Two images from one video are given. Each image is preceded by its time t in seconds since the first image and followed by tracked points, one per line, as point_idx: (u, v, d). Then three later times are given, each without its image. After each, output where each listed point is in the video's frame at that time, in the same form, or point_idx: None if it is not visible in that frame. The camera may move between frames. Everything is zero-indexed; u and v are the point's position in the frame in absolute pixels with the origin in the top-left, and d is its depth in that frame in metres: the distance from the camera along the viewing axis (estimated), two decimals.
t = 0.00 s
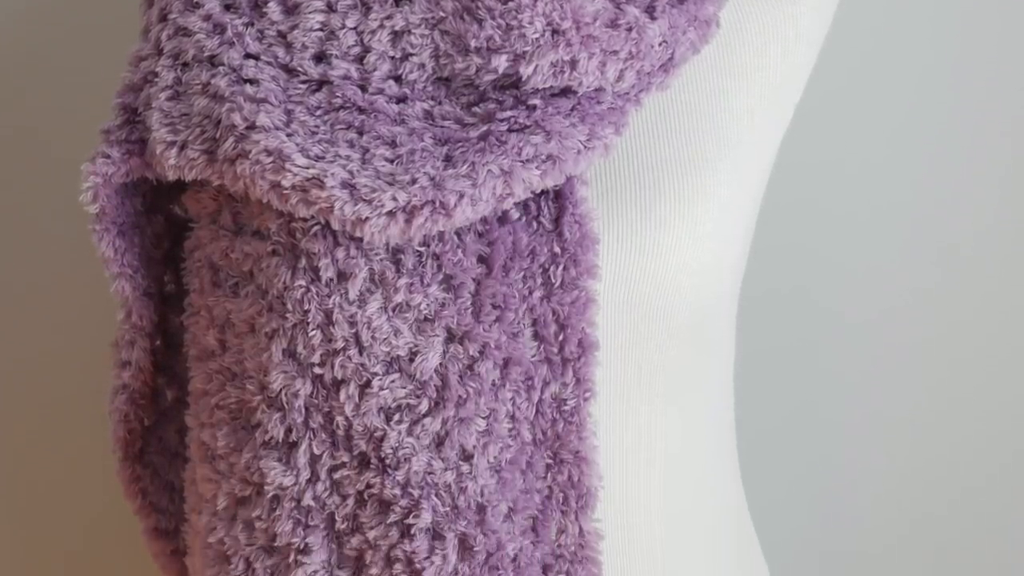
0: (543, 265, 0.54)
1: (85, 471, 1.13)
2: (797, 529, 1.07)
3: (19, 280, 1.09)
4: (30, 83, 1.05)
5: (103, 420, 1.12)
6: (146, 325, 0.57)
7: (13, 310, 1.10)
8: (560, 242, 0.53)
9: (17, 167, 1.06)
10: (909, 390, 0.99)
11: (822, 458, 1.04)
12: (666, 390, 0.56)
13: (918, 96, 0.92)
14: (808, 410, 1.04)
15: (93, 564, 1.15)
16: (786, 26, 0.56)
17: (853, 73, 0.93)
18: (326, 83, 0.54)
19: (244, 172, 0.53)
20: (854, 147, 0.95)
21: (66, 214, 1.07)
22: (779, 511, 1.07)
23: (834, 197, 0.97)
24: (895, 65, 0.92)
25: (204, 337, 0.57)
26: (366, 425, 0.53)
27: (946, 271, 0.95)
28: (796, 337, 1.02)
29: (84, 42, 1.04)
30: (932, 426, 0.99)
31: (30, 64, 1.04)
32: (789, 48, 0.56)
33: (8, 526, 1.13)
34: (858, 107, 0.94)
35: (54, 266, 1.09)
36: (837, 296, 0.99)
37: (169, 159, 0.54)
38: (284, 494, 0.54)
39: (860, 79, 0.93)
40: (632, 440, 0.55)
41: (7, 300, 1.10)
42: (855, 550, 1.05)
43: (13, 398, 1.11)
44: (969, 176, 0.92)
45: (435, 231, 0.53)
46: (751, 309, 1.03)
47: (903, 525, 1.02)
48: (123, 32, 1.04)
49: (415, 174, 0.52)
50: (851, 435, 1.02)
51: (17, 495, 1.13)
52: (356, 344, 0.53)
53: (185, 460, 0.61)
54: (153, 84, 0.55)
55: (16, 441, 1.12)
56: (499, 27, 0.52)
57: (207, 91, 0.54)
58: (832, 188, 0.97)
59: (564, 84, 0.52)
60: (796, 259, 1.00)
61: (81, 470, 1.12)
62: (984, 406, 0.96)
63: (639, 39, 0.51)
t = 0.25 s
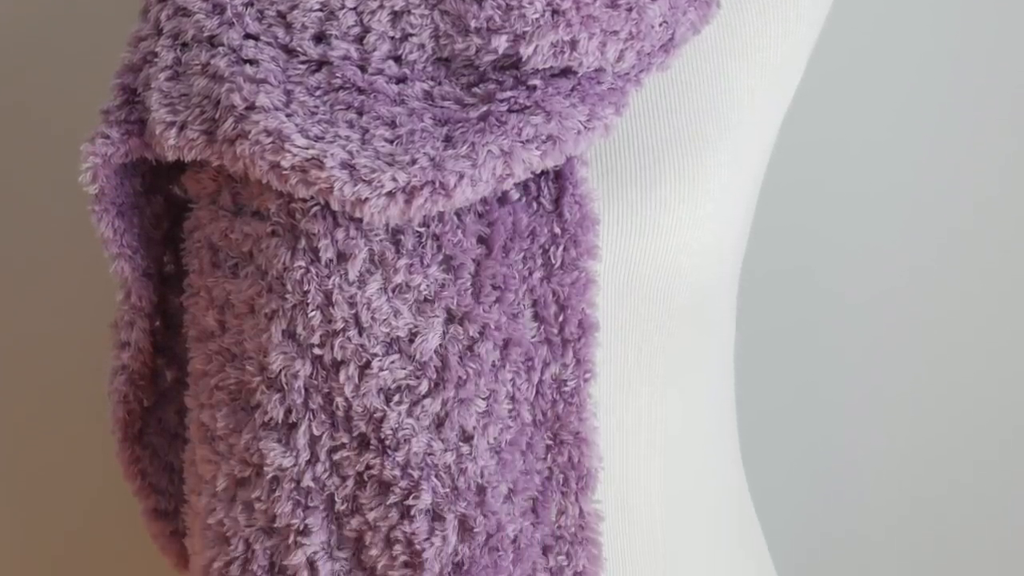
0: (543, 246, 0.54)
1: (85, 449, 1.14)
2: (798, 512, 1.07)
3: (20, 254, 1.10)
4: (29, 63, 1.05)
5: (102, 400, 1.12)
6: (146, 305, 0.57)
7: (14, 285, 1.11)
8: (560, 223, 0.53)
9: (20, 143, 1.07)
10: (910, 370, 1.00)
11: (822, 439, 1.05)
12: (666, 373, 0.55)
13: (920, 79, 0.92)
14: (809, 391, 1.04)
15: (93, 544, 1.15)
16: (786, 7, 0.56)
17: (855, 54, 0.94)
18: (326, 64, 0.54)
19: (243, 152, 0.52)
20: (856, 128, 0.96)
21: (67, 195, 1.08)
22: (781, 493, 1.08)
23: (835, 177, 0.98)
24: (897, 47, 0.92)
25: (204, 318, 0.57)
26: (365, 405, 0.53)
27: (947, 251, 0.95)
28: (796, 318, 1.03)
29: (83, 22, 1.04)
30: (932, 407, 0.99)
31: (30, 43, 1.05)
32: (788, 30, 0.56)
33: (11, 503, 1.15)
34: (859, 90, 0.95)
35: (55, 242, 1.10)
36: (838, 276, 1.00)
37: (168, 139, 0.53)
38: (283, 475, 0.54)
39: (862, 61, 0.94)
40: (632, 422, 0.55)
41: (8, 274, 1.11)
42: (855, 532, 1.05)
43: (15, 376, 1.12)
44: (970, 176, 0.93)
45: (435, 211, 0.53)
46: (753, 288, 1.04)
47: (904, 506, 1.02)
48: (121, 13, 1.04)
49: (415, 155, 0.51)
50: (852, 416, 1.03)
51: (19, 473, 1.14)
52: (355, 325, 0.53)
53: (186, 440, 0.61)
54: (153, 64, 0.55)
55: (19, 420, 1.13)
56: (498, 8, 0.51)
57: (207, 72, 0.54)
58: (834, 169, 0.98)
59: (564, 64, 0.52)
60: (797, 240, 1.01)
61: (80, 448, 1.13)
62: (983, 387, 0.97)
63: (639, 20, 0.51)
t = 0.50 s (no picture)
0: (543, 226, 0.54)
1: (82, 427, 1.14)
2: (799, 494, 1.07)
3: (19, 230, 1.10)
4: (30, 43, 1.05)
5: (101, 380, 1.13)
6: (146, 286, 0.57)
7: (13, 263, 1.10)
8: (560, 203, 0.53)
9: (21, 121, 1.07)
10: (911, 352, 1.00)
11: (822, 421, 1.05)
12: (666, 355, 0.55)
13: (923, 61, 0.92)
14: (807, 372, 1.04)
15: (93, 525, 1.16)
16: None
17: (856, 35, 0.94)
18: (326, 44, 0.53)
19: (243, 132, 0.52)
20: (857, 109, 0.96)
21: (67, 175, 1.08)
22: (780, 475, 1.08)
23: (837, 159, 0.98)
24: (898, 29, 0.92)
25: (203, 299, 0.57)
26: (365, 386, 0.53)
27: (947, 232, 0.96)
28: (796, 301, 1.03)
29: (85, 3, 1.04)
30: (933, 389, 1.00)
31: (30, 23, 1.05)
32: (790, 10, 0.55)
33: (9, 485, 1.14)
34: (861, 69, 0.94)
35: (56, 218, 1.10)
36: (838, 259, 1.00)
37: (168, 119, 0.53)
38: (283, 457, 0.54)
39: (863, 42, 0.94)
40: (632, 404, 0.55)
41: (7, 250, 1.10)
42: (855, 514, 1.05)
43: (12, 353, 1.12)
44: (970, 161, 0.93)
45: (434, 192, 0.53)
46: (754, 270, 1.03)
47: (904, 488, 1.03)
48: None
49: (414, 135, 0.51)
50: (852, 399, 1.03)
51: (17, 455, 1.14)
52: (355, 306, 0.53)
53: (185, 422, 0.61)
54: (152, 45, 0.55)
55: (15, 400, 1.13)
56: None
57: (207, 52, 0.53)
58: (835, 151, 0.97)
59: (564, 44, 0.52)
60: (797, 222, 1.01)
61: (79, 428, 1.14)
62: (984, 368, 0.97)
63: None
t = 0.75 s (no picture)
0: (543, 207, 0.54)
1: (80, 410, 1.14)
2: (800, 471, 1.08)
3: (19, 211, 1.10)
4: (30, 22, 1.05)
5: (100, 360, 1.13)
6: (145, 266, 0.57)
7: (13, 245, 1.11)
8: (560, 184, 0.53)
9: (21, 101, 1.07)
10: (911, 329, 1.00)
11: (823, 398, 1.05)
12: (666, 338, 0.55)
13: (922, 42, 0.92)
14: (807, 350, 1.04)
15: (93, 508, 1.16)
16: None
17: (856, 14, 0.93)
18: (325, 24, 0.53)
19: (243, 113, 0.52)
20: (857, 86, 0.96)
21: (67, 155, 1.08)
22: (780, 453, 1.08)
23: (837, 138, 0.98)
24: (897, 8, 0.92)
25: (202, 279, 0.57)
26: (364, 367, 0.53)
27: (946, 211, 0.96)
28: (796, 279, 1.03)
29: None
30: (933, 369, 1.00)
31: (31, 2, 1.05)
32: None
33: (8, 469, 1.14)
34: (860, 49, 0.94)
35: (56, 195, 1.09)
36: (837, 237, 1.00)
37: (167, 100, 0.53)
38: (282, 438, 0.54)
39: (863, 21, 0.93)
40: (633, 387, 0.55)
41: (7, 233, 1.10)
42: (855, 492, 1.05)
43: (13, 334, 1.13)
44: (970, 141, 0.93)
45: (434, 172, 0.52)
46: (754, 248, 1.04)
47: (905, 466, 1.03)
48: None
49: (414, 116, 0.51)
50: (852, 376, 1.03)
51: (17, 437, 1.14)
52: (355, 286, 0.53)
53: (185, 403, 0.61)
54: (152, 25, 0.54)
55: (14, 382, 1.13)
56: None
57: (206, 32, 0.53)
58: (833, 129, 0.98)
59: (565, 24, 0.51)
60: (796, 201, 1.01)
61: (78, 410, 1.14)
62: (985, 346, 0.97)
63: None
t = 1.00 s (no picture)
0: (543, 187, 0.53)
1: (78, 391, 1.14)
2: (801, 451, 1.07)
3: (19, 189, 1.10)
4: None
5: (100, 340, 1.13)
6: (144, 246, 0.56)
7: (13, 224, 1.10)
8: (561, 164, 0.53)
9: (24, 80, 1.07)
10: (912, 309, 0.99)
11: (823, 380, 1.05)
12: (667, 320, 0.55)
13: (922, 27, 0.92)
14: (807, 330, 1.04)
15: (92, 489, 1.16)
16: None
17: None
18: (325, 5, 0.53)
19: (242, 93, 0.52)
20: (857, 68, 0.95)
21: (66, 134, 1.08)
22: (781, 434, 1.08)
23: (837, 119, 0.98)
24: None
25: (201, 259, 0.57)
26: (364, 347, 0.53)
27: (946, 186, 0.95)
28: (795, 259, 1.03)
29: None
30: (934, 352, 1.00)
31: None
32: None
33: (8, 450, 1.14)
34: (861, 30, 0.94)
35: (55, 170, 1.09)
36: (838, 217, 1.00)
37: (166, 80, 0.53)
38: (282, 419, 0.54)
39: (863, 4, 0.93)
40: (633, 369, 0.55)
41: (6, 212, 1.10)
42: (855, 472, 1.06)
43: (13, 313, 1.13)
44: (971, 125, 0.93)
45: (434, 153, 0.52)
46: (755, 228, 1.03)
47: (906, 447, 1.03)
48: None
49: (414, 96, 0.50)
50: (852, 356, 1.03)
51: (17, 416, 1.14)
52: (354, 267, 0.53)
53: (184, 383, 0.61)
54: (151, 6, 0.54)
55: (14, 361, 1.13)
56: None
57: (206, 13, 0.53)
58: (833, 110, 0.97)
59: (565, 4, 0.51)
60: (797, 180, 1.01)
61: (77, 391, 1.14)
62: (988, 327, 0.97)
63: None
